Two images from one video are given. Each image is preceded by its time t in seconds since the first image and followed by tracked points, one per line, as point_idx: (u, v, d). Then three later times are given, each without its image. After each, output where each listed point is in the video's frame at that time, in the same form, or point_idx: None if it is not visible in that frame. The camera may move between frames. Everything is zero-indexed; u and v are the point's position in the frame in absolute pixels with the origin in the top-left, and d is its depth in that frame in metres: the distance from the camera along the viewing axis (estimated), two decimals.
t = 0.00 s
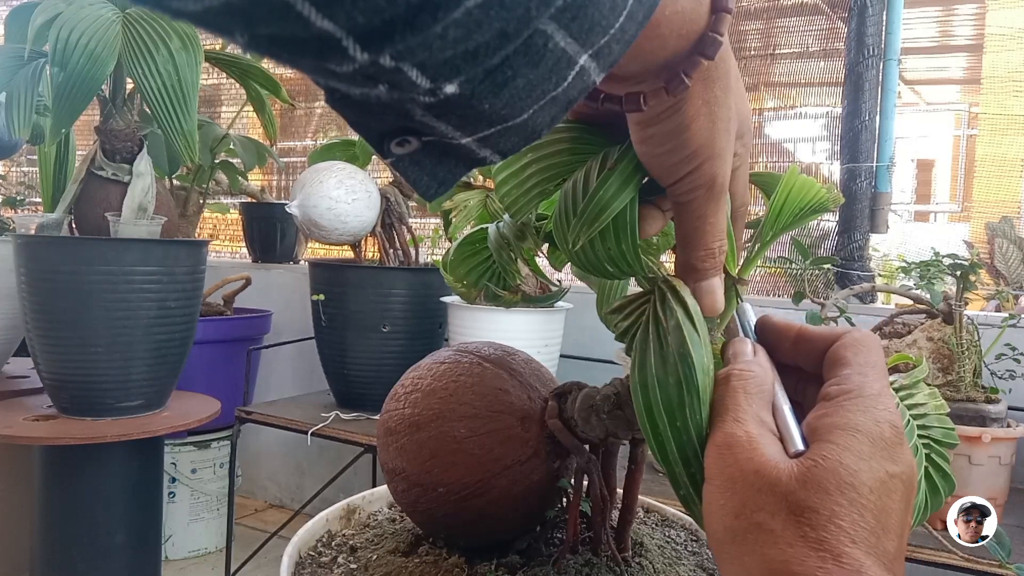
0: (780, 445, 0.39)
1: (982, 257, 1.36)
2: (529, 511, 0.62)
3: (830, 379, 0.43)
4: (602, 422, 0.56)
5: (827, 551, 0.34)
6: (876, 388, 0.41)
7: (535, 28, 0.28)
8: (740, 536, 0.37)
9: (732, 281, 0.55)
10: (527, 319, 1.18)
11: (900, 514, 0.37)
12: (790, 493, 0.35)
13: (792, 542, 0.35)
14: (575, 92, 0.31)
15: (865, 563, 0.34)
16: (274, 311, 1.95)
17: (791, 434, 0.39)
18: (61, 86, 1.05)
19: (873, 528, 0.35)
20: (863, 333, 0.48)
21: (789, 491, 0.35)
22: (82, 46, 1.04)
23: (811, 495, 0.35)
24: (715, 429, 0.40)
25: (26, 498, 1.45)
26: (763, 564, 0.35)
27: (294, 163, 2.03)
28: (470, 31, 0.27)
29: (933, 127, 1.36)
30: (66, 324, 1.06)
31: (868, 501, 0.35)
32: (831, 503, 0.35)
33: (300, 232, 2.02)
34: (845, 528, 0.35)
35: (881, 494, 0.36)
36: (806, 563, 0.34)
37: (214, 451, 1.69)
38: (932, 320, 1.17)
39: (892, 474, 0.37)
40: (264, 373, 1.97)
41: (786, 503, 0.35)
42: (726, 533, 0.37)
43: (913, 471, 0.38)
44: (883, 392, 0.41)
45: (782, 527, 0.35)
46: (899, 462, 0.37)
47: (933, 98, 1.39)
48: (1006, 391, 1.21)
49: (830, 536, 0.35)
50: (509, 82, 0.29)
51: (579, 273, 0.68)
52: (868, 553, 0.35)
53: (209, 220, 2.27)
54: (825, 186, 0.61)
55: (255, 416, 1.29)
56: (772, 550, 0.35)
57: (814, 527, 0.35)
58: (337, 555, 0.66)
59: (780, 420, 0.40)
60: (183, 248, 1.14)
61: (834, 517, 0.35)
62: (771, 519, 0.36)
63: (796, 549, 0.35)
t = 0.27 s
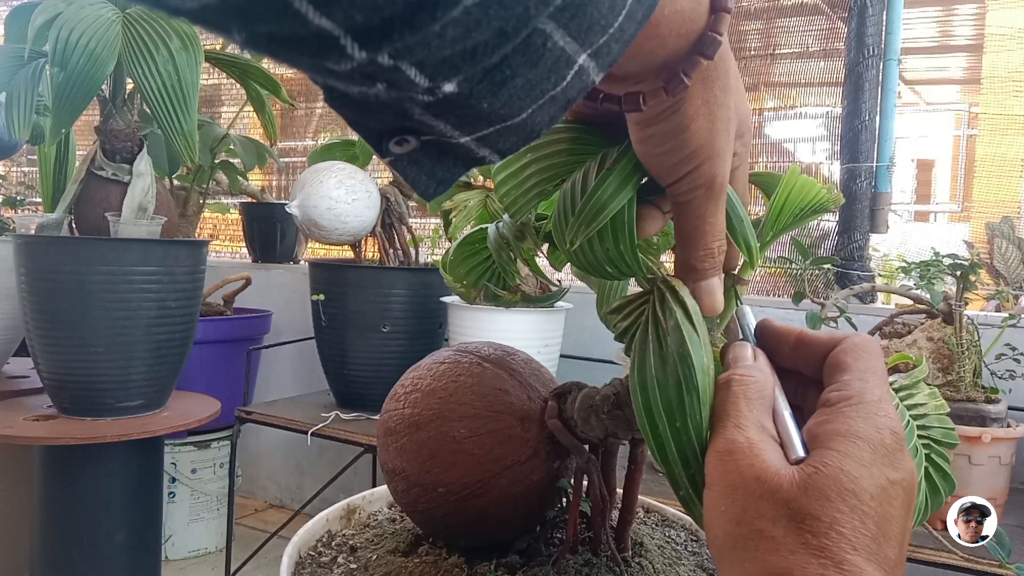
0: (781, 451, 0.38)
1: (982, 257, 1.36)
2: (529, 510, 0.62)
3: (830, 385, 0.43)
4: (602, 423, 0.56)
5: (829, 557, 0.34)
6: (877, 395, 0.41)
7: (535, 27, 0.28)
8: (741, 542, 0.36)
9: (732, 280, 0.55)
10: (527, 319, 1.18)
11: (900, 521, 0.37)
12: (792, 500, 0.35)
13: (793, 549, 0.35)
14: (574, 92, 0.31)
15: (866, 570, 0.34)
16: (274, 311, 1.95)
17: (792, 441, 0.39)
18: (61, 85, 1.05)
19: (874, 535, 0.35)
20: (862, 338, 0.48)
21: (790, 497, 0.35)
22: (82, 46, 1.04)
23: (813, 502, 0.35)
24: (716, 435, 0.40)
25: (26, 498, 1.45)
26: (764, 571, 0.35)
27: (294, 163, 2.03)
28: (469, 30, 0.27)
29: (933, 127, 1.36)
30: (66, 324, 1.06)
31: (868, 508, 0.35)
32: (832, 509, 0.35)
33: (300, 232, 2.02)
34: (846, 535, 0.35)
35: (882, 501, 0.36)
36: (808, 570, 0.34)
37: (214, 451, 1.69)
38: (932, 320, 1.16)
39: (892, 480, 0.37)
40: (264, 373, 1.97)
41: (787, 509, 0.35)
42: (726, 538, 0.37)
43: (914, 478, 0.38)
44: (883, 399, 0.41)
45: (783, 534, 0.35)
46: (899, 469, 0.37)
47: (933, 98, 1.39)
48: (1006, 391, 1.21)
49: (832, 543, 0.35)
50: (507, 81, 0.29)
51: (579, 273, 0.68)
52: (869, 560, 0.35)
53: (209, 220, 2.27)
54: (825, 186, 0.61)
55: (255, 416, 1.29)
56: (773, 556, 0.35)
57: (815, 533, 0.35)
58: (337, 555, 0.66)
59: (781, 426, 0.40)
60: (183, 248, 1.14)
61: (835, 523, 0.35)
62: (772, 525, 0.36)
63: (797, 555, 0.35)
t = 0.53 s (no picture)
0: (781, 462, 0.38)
1: (982, 257, 1.36)
2: (529, 510, 0.62)
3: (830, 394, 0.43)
4: (601, 423, 0.56)
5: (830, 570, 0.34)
6: (878, 405, 0.40)
7: (533, 28, 0.28)
8: (742, 554, 0.36)
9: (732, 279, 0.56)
10: (527, 320, 1.18)
11: (901, 533, 0.36)
12: (792, 512, 0.35)
13: (795, 562, 0.35)
14: (573, 92, 0.31)
15: None
16: (274, 311, 1.95)
17: (793, 451, 0.39)
18: (61, 85, 1.05)
19: (874, 547, 0.35)
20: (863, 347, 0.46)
21: (791, 510, 0.35)
22: (82, 46, 1.04)
23: (813, 514, 0.35)
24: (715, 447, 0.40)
25: (26, 499, 1.45)
26: None
27: (294, 163, 2.03)
28: (468, 32, 0.27)
29: (933, 127, 1.36)
30: (66, 324, 1.06)
31: (869, 520, 0.35)
32: (834, 523, 0.35)
33: (300, 232, 2.02)
34: (847, 548, 0.35)
35: (883, 513, 0.36)
36: None
37: (214, 451, 1.69)
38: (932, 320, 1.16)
39: (893, 492, 0.37)
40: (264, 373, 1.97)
41: (788, 522, 0.35)
42: (727, 550, 0.37)
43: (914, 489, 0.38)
44: (885, 409, 0.40)
45: (783, 546, 0.35)
46: (900, 480, 0.37)
47: (933, 98, 1.39)
48: (1006, 391, 1.21)
49: (833, 556, 0.34)
50: (506, 82, 0.29)
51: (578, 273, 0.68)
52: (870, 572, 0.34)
53: (209, 220, 2.27)
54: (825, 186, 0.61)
55: (255, 416, 1.29)
56: (773, 570, 0.35)
57: (816, 547, 0.35)
58: (337, 554, 0.66)
59: (783, 436, 0.40)
60: (183, 248, 1.14)
61: (835, 536, 0.35)
62: (774, 538, 0.36)
63: (799, 568, 0.35)
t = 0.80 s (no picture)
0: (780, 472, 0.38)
1: (982, 257, 1.36)
2: (529, 510, 0.62)
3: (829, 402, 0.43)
4: (601, 423, 0.56)
5: None
6: (875, 411, 0.41)
7: (533, 29, 0.28)
8: (742, 562, 0.36)
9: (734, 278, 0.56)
10: (526, 319, 1.18)
11: (901, 541, 0.36)
12: (791, 519, 0.35)
13: (795, 569, 0.35)
14: (573, 93, 0.31)
15: None
16: (274, 311, 1.95)
17: (792, 460, 0.39)
18: (61, 85, 1.05)
19: (874, 555, 0.35)
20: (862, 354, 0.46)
21: (790, 516, 0.35)
22: (82, 46, 1.04)
23: (813, 521, 0.35)
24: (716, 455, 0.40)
25: (26, 499, 1.45)
26: None
27: (294, 163, 2.03)
28: (468, 33, 0.27)
29: (933, 127, 1.36)
30: (66, 324, 1.06)
31: (869, 528, 0.35)
32: (833, 529, 0.35)
33: (300, 232, 2.02)
34: (847, 555, 0.35)
35: (882, 521, 0.36)
36: None
37: (214, 451, 1.69)
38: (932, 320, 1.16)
39: (893, 500, 0.37)
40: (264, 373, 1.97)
41: (787, 529, 0.35)
42: (727, 559, 0.37)
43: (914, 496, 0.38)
44: (882, 415, 0.41)
45: (783, 553, 0.35)
46: (899, 487, 0.37)
47: (933, 97, 1.38)
48: (1006, 391, 1.21)
49: (832, 563, 0.34)
50: (507, 83, 0.29)
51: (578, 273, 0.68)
52: None
53: (209, 220, 2.27)
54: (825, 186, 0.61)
55: (255, 417, 1.29)
56: None
57: (816, 553, 0.35)
58: (337, 554, 0.66)
59: (781, 445, 0.40)
60: (183, 248, 1.15)
61: (835, 543, 0.35)
62: (773, 545, 0.35)
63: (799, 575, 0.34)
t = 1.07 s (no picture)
0: (779, 479, 0.38)
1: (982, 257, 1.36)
2: (529, 510, 0.62)
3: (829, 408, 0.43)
4: (601, 423, 0.56)
5: None
6: (876, 420, 0.41)
7: (534, 31, 0.28)
8: (742, 570, 0.36)
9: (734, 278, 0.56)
10: (526, 320, 1.18)
11: (900, 548, 0.37)
12: (791, 528, 0.35)
13: None
14: (574, 94, 0.31)
15: None
16: (274, 311, 1.95)
17: (792, 467, 0.38)
18: (61, 85, 1.05)
19: (874, 563, 0.35)
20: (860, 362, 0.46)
21: (790, 526, 0.35)
22: (82, 46, 1.04)
23: (813, 531, 0.35)
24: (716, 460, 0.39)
25: (26, 498, 1.45)
26: None
27: (294, 163, 2.03)
28: (470, 35, 0.27)
29: (933, 127, 1.36)
30: (66, 324, 1.06)
31: (868, 537, 0.35)
32: (833, 538, 0.35)
33: (300, 232, 2.02)
34: (847, 564, 0.35)
35: (882, 529, 0.36)
36: None
37: (214, 451, 1.69)
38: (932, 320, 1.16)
39: (892, 509, 0.37)
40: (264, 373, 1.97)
41: (787, 539, 0.35)
42: (726, 567, 0.37)
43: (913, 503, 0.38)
44: (882, 425, 0.40)
45: (782, 562, 0.35)
46: (899, 496, 0.37)
47: (933, 97, 1.38)
48: (1006, 391, 1.21)
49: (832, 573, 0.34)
50: (508, 85, 0.29)
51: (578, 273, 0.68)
52: None
53: (209, 220, 2.27)
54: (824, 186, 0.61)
55: (255, 417, 1.29)
56: None
57: (815, 562, 0.35)
58: (337, 554, 0.66)
59: (780, 452, 0.39)
60: (183, 248, 1.15)
61: (835, 553, 0.35)
62: (772, 553, 0.35)
63: None
